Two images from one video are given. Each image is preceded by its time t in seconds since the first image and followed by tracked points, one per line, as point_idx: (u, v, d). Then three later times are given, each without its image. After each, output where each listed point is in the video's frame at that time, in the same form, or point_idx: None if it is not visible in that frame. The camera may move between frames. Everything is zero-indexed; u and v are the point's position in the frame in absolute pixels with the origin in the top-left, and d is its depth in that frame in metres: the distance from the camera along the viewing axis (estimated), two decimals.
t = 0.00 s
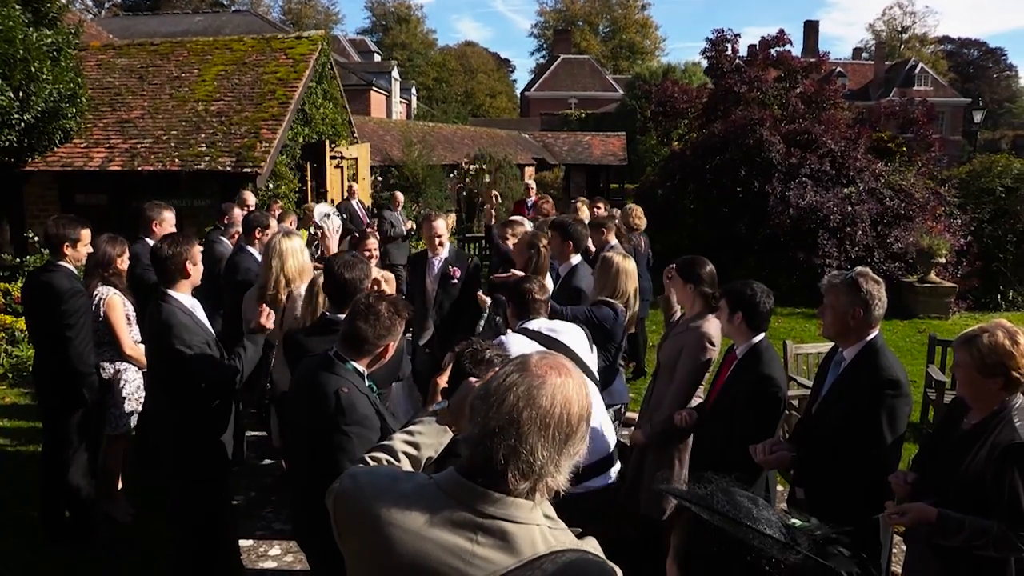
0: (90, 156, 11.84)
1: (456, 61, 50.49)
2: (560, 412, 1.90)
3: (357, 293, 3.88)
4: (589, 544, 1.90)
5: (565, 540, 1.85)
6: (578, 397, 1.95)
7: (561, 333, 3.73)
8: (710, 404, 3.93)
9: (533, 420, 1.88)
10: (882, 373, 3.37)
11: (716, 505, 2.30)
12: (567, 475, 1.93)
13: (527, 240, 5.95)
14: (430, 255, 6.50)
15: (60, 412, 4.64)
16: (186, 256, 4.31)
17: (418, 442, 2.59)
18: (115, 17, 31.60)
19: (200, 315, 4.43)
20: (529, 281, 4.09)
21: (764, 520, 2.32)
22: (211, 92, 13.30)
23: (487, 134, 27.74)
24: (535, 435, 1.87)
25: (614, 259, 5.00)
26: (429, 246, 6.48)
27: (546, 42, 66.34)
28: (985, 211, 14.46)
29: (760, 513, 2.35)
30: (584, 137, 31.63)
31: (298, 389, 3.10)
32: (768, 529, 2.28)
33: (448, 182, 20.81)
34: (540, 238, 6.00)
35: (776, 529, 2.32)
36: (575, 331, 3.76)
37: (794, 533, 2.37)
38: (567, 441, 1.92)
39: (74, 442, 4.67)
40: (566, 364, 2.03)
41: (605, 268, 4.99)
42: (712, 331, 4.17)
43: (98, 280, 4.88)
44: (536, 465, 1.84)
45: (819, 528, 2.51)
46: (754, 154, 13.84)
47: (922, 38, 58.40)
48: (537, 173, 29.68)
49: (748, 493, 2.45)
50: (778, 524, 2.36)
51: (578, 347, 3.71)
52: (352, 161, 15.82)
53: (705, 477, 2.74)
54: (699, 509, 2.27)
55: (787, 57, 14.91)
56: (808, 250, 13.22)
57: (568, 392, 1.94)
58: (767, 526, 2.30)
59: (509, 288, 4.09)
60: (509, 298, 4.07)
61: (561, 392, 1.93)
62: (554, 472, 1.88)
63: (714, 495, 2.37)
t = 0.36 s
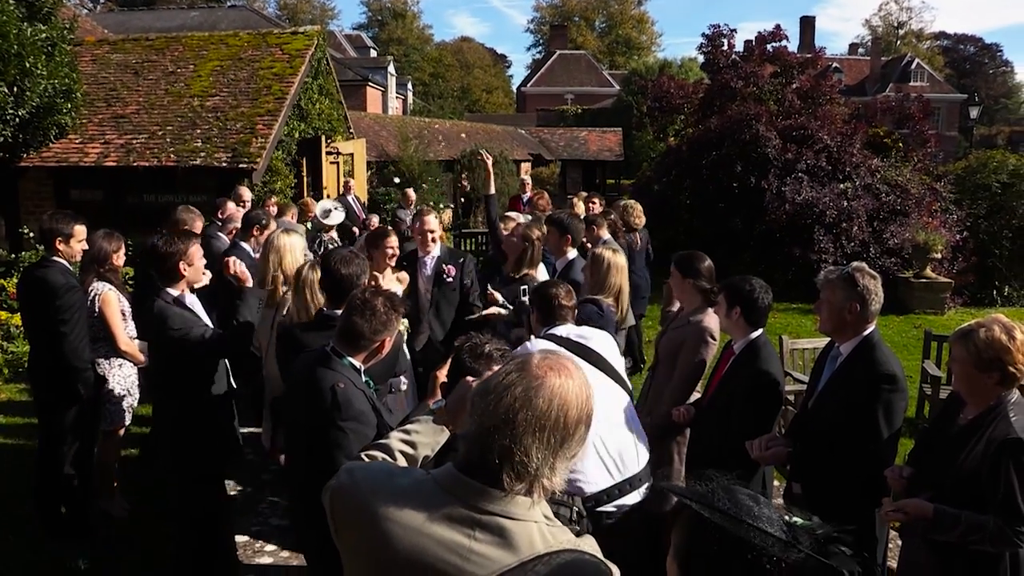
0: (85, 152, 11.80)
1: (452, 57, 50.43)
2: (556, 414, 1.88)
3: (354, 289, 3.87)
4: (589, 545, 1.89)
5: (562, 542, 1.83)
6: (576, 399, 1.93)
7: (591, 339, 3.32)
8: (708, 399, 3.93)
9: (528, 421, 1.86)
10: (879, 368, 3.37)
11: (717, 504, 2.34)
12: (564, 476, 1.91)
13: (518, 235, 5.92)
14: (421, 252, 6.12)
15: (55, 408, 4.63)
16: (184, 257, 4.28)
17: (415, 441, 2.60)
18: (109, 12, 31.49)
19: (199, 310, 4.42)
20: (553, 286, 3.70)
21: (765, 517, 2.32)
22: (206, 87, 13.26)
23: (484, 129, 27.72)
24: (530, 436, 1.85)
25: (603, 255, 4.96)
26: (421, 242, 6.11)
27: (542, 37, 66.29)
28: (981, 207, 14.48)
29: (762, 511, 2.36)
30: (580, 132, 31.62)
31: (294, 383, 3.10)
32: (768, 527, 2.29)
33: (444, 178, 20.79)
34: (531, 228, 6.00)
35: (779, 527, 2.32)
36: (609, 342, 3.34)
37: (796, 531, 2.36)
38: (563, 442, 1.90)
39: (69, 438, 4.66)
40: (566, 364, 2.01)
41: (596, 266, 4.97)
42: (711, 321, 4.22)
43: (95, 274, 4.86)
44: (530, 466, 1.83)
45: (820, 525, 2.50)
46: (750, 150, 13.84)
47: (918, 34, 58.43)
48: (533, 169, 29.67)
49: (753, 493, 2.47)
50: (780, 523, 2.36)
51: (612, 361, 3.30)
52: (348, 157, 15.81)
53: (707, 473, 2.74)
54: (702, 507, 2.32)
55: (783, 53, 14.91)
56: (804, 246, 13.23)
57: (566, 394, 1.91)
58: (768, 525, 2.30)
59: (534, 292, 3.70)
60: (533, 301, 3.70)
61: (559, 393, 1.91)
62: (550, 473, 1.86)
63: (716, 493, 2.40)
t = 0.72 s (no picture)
0: (83, 147, 11.79)
1: (451, 53, 50.38)
2: (555, 423, 1.88)
3: (352, 285, 3.87)
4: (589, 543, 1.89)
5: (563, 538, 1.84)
6: (576, 405, 1.92)
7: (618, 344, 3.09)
8: (707, 394, 3.94)
9: (526, 431, 1.86)
10: (878, 364, 3.37)
11: (727, 489, 2.33)
12: (563, 479, 1.92)
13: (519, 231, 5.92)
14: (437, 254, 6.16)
15: (54, 403, 4.64)
16: (182, 243, 4.24)
17: (417, 439, 2.59)
18: (107, 8, 31.40)
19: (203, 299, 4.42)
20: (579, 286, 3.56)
21: (777, 503, 2.32)
22: (204, 83, 13.25)
23: (482, 125, 27.71)
24: (528, 447, 1.85)
25: (596, 251, 4.98)
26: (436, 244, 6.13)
27: (541, 33, 66.23)
28: (980, 203, 14.49)
29: (773, 496, 2.36)
30: (578, 129, 31.63)
31: (295, 378, 3.10)
32: (781, 511, 2.28)
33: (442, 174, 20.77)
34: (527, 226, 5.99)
35: (791, 512, 2.32)
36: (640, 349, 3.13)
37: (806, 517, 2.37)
38: (562, 449, 1.90)
39: (68, 433, 4.67)
40: (567, 366, 1.99)
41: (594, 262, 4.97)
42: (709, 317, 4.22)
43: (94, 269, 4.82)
44: (530, 476, 1.84)
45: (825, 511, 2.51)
46: (749, 145, 13.84)
47: (917, 30, 58.41)
48: (532, 165, 29.65)
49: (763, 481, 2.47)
50: (792, 507, 2.37)
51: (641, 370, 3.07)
52: (346, 153, 15.80)
53: (714, 462, 2.76)
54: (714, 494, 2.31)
55: (782, 49, 14.90)
56: (802, 242, 13.26)
57: (565, 401, 1.90)
58: (781, 512, 2.29)
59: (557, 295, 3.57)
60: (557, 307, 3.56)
61: (558, 401, 1.89)
62: (549, 480, 1.87)
63: (728, 481, 2.40)
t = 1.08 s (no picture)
0: (81, 145, 11.77)
1: (449, 49, 50.35)
2: (553, 420, 1.88)
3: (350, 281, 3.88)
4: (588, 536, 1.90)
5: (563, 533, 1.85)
6: (573, 400, 1.91)
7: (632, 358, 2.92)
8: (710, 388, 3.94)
9: (523, 429, 1.85)
10: (876, 359, 3.37)
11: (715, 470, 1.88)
12: (563, 474, 1.92)
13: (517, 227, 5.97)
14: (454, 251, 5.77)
15: (52, 401, 4.62)
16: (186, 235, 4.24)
17: (420, 436, 2.59)
18: (104, 5, 31.33)
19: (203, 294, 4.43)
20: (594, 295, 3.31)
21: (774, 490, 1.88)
22: (202, 80, 13.23)
23: (481, 121, 27.68)
24: (526, 444, 1.84)
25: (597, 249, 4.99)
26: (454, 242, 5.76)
27: (540, 29, 66.27)
28: (978, 198, 14.50)
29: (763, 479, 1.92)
30: (577, 125, 31.64)
31: (296, 372, 3.09)
32: (776, 500, 1.82)
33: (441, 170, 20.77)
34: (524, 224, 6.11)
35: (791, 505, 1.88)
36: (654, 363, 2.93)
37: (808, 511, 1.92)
38: (560, 445, 1.90)
39: (67, 431, 4.65)
40: (562, 360, 1.98)
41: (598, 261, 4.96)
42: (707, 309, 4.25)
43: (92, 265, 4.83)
44: (528, 473, 1.83)
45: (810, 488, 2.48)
46: (747, 141, 13.83)
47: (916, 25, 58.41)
48: (530, 161, 29.64)
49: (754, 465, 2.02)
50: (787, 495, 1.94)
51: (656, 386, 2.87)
52: (345, 149, 15.79)
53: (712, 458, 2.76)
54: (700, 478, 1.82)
55: (780, 44, 14.87)
56: (800, 237, 13.26)
57: (562, 396, 1.89)
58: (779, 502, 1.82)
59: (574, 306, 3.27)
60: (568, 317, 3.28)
61: (556, 397, 1.89)
62: (547, 476, 1.87)
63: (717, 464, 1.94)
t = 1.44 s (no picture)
0: (77, 140, 11.75)
1: (446, 45, 50.31)
2: (546, 413, 1.88)
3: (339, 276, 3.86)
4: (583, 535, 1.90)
5: (558, 529, 1.86)
6: (565, 393, 1.92)
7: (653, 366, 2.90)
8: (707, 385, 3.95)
9: (517, 423, 1.85)
10: (872, 355, 3.37)
11: (685, 484, 1.85)
12: (556, 468, 1.92)
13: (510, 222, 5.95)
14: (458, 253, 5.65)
15: (49, 396, 4.61)
16: (175, 237, 4.23)
17: (418, 431, 2.58)
18: None
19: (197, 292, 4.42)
20: (609, 296, 3.22)
21: (738, 503, 1.82)
22: (199, 75, 13.20)
23: (478, 117, 27.67)
24: (519, 438, 1.84)
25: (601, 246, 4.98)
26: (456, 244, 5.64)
27: (537, 25, 66.21)
28: (974, 195, 14.52)
29: (727, 491, 1.87)
30: (574, 121, 31.67)
31: (281, 371, 3.07)
32: (730, 510, 1.78)
33: (439, 166, 20.76)
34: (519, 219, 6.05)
35: (759, 517, 1.80)
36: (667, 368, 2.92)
37: (777, 520, 1.82)
38: (554, 438, 1.90)
39: (63, 426, 4.64)
40: (554, 354, 1.99)
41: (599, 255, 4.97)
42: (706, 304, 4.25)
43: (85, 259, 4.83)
44: (522, 467, 1.83)
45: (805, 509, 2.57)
46: (745, 137, 13.83)
47: (912, 23, 58.54)
48: (528, 157, 29.62)
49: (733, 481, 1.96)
50: (758, 508, 1.85)
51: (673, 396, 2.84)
52: (342, 145, 15.79)
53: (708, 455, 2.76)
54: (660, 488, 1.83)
55: (778, 41, 14.86)
56: (797, 234, 13.28)
57: (555, 389, 1.90)
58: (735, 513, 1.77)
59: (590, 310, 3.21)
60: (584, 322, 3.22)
61: (548, 390, 1.89)
62: (541, 469, 1.87)
63: (693, 477, 1.91)
